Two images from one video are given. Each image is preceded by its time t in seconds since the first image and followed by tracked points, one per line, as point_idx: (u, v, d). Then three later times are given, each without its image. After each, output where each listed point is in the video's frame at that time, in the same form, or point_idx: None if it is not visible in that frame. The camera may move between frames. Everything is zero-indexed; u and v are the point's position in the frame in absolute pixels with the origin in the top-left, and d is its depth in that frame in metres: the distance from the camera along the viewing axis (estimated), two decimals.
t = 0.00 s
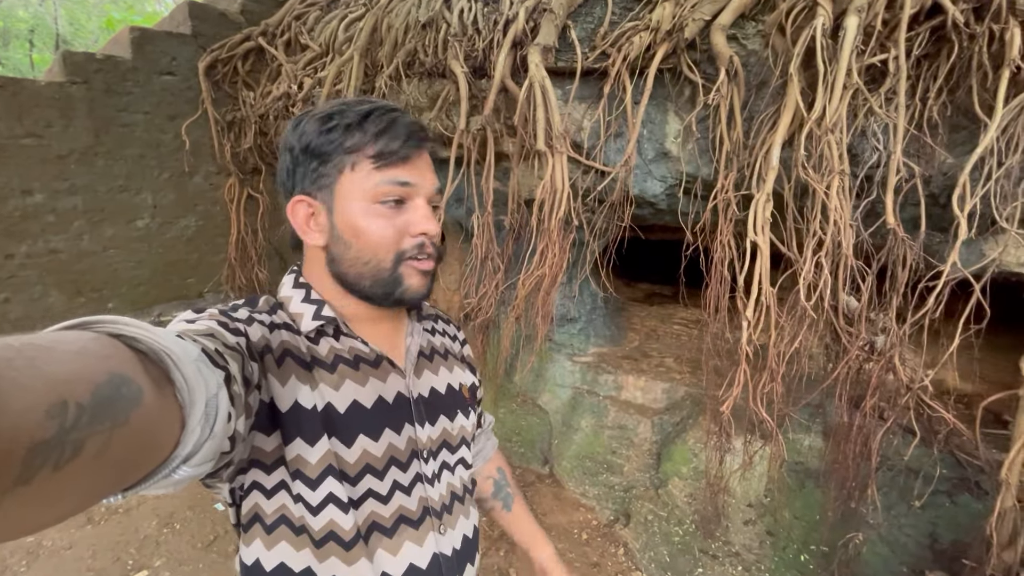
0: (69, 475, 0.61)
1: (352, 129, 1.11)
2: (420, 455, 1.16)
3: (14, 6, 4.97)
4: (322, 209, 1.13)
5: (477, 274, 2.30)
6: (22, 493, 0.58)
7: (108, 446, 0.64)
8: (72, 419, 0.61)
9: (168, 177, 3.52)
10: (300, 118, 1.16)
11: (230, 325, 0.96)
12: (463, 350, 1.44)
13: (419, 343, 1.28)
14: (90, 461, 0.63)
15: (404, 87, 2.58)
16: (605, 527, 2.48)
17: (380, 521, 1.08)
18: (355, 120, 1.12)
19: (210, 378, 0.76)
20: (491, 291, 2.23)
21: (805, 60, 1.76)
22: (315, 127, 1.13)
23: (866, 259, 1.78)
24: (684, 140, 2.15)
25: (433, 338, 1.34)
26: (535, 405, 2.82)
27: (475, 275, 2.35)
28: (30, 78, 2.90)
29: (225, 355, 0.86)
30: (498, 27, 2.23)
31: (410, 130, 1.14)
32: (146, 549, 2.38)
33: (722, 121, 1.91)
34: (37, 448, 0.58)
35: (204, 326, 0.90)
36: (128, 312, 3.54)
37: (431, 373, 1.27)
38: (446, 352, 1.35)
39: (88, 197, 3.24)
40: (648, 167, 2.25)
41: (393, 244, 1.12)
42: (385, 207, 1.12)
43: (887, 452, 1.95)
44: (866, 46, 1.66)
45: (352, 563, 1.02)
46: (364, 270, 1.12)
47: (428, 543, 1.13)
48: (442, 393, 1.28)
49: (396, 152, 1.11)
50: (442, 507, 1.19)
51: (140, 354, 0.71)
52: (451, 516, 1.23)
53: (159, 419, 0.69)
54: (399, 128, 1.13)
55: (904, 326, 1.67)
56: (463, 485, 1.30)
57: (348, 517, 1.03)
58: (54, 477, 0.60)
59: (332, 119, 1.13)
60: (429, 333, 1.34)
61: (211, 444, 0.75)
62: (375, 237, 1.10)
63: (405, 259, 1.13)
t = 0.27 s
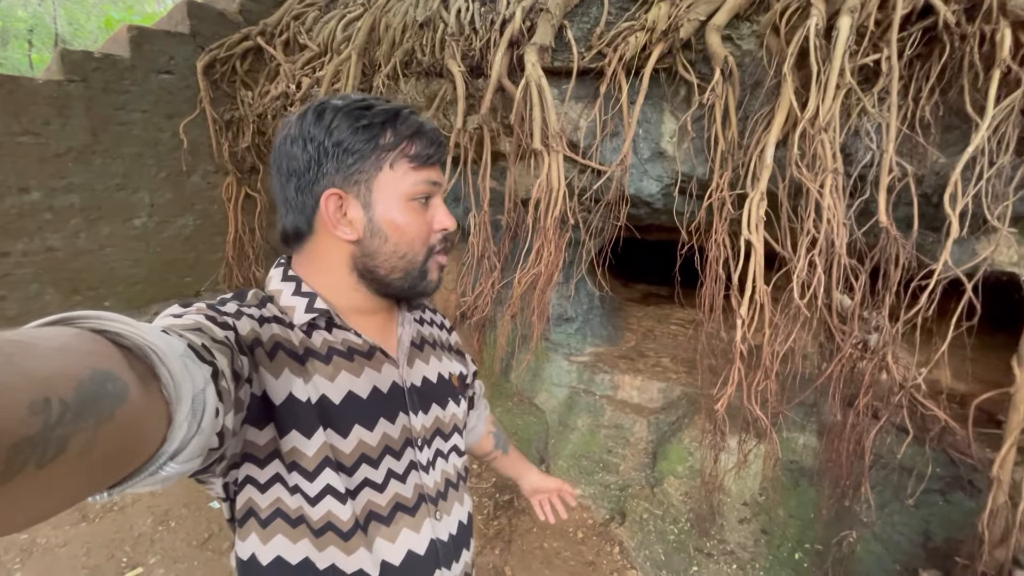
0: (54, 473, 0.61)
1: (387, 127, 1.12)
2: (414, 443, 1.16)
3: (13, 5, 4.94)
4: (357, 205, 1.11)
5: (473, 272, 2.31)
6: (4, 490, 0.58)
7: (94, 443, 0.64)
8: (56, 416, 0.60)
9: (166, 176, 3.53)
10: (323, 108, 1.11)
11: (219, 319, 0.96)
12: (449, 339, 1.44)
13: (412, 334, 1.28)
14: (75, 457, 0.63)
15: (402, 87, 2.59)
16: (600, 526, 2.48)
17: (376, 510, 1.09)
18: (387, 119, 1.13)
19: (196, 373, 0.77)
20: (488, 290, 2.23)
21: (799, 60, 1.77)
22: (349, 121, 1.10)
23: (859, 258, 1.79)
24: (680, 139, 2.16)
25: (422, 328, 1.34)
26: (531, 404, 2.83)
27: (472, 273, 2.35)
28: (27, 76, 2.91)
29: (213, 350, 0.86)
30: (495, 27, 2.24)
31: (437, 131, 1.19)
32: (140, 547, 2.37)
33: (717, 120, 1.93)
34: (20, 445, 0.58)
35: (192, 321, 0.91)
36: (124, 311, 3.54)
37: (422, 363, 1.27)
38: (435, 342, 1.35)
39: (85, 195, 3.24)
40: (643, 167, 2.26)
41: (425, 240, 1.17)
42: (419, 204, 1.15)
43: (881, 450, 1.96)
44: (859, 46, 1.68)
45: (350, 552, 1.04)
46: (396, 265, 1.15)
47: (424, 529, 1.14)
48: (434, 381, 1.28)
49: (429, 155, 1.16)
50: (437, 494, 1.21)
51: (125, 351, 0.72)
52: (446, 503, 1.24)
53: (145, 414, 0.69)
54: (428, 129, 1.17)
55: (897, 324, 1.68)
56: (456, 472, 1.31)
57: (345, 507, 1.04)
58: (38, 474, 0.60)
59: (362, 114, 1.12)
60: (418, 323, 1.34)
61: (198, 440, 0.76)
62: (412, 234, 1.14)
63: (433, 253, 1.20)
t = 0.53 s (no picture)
0: (41, 474, 0.61)
1: (369, 131, 1.13)
2: (402, 445, 1.17)
3: (12, 7, 4.94)
4: (341, 208, 1.12)
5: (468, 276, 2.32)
6: None
7: (81, 444, 0.64)
8: (43, 418, 0.61)
9: (162, 178, 3.53)
10: (305, 112, 1.11)
11: (205, 322, 0.96)
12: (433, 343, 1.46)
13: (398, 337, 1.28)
14: (63, 459, 0.63)
15: (397, 91, 2.60)
16: (593, 530, 2.48)
17: (364, 512, 1.09)
18: (369, 123, 1.14)
19: (184, 375, 0.77)
20: (482, 293, 2.24)
21: (790, 67, 1.79)
22: (332, 125, 1.11)
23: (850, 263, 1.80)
24: (673, 145, 2.18)
25: (408, 332, 1.35)
26: (526, 408, 2.83)
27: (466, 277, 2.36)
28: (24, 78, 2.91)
29: (200, 352, 0.86)
30: (490, 32, 2.25)
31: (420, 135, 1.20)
32: (131, 550, 2.36)
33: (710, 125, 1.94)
34: (7, 447, 0.58)
35: (178, 324, 0.91)
36: (119, 312, 3.53)
37: (409, 366, 1.27)
38: (420, 345, 1.36)
39: (81, 197, 3.24)
40: (637, 172, 2.27)
41: (410, 241, 1.17)
42: (404, 206, 1.16)
43: (872, 455, 1.97)
44: (849, 54, 1.69)
45: (338, 555, 1.03)
46: (382, 266, 1.15)
47: (412, 531, 1.14)
48: (420, 384, 1.29)
49: (412, 157, 1.17)
50: (425, 496, 1.21)
51: (112, 352, 0.72)
52: (433, 504, 1.25)
53: (134, 416, 0.70)
54: (411, 132, 1.18)
55: (887, 329, 1.69)
56: (442, 474, 1.31)
57: (333, 509, 1.04)
58: (25, 477, 0.60)
59: (345, 118, 1.13)
60: (404, 327, 1.34)
61: (187, 441, 0.76)
62: (396, 235, 1.15)
63: (418, 254, 1.20)
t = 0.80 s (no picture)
0: (30, 482, 0.61)
1: (353, 131, 1.12)
2: (395, 450, 1.17)
3: (10, 4, 4.91)
4: (325, 210, 1.11)
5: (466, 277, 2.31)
6: None
7: (71, 450, 0.64)
8: (32, 425, 0.61)
9: (159, 176, 3.51)
10: (287, 115, 1.11)
11: (197, 326, 0.96)
12: (426, 341, 1.47)
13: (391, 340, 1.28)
14: (52, 466, 0.63)
15: (396, 91, 2.59)
16: (590, 532, 2.48)
17: (357, 518, 1.08)
18: (353, 123, 1.13)
19: (176, 380, 0.77)
20: (480, 294, 2.23)
21: (789, 71, 1.79)
22: (314, 126, 1.10)
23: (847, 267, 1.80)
24: (672, 147, 2.17)
25: (401, 334, 1.35)
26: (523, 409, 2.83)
27: (464, 278, 2.35)
28: (20, 75, 2.90)
29: (192, 357, 0.86)
30: (489, 33, 2.25)
31: (405, 134, 1.19)
32: (126, 551, 2.35)
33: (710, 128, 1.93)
34: None
35: (170, 328, 0.90)
36: (115, 312, 3.51)
37: (403, 369, 1.27)
38: (413, 347, 1.36)
39: (77, 195, 3.23)
40: (636, 174, 2.27)
41: (396, 242, 1.17)
42: (390, 207, 1.16)
43: (869, 458, 1.97)
44: (848, 58, 1.70)
45: (331, 561, 1.02)
46: (368, 269, 1.15)
47: (406, 536, 1.14)
48: (414, 388, 1.28)
49: (397, 156, 1.16)
50: (418, 501, 1.21)
51: (102, 358, 0.72)
52: (427, 509, 1.24)
53: (125, 421, 0.69)
54: (396, 131, 1.17)
55: (885, 333, 1.69)
56: (436, 479, 1.31)
57: (326, 515, 1.03)
58: (14, 485, 0.60)
59: (328, 119, 1.12)
60: (397, 328, 1.34)
61: (179, 446, 0.76)
62: (382, 237, 1.15)
63: (406, 255, 1.20)
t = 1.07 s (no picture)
0: (23, 492, 0.60)
1: (335, 129, 1.11)
2: (395, 453, 1.16)
3: None
4: (309, 210, 1.11)
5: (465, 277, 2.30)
6: None
7: (64, 459, 0.63)
8: (24, 432, 0.61)
9: (155, 174, 3.49)
10: (272, 117, 1.12)
11: (194, 330, 0.95)
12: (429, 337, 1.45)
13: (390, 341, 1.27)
14: (45, 475, 0.62)
15: (394, 90, 2.58)
16: (588, 532, 2.47)
17: (356, 523, 1.08)
18: (337, 120, 1.12)
19: (171, 387, 0.76)
20: (478, 294, 2.22)
21: (789, 72, 1.79)
22: (295, 126, 1.10)
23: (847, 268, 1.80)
24: (671, 147, 2.17)
25: (402, 333, 1.33)
26: (521, 409, 2.83)
27: (462, 277, 2.34)
28: (14, 71, 2.87)
29: (188, 362, 0.85)
30: (489, 32, 2.24)
31: (392, 127, 1.16)
32: (121, 552, 2.33)
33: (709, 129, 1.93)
34: None
35: (166, 333, 0.90)
36: (109, 310, 3.49)
37: (403, 370, 1.26)
38: (414, 348, 1.34)
39: (71, 192, 3.20)
40: (635, 174, 2.27)
41: (384, 240, 1.15)
42: (376, 204, 1.13)
43: (866, 460, 1.98)
44: (848, 60, 1.69)
45: (328, 566, 1.02)
46: (356, 268, 1.13)
47: (405, 542, 1.13)
48: (414, 389, 1.27)
49: (382, 151, 1.13)
50: (418, 505, 1.19)
51: (95, 365, 0.72)
52: (428, 514, 1.23)
53: (119, 429, 0.69)
54: (381, 126, 1.15)
55: (883, 335, 1.69)
56: (438, 482, 1.30)
57: (323, 519, 1.03)
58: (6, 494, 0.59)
59: (311, 119, 1.11)
60: (397, 329, 1.33)
61: (175, 453, 0.75)
62: (368, 235, 1.13)
63: (396, 252, 1.17)
